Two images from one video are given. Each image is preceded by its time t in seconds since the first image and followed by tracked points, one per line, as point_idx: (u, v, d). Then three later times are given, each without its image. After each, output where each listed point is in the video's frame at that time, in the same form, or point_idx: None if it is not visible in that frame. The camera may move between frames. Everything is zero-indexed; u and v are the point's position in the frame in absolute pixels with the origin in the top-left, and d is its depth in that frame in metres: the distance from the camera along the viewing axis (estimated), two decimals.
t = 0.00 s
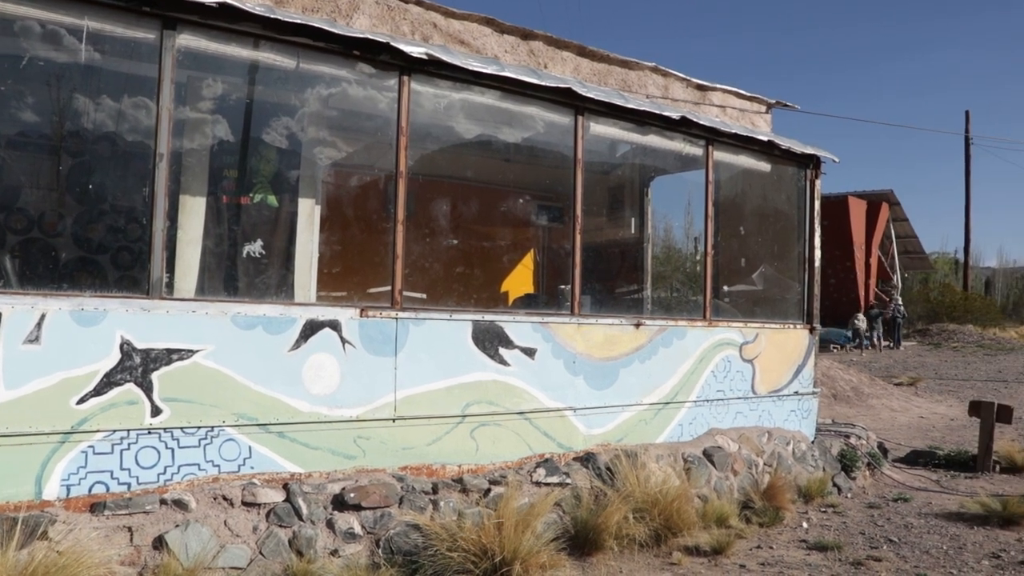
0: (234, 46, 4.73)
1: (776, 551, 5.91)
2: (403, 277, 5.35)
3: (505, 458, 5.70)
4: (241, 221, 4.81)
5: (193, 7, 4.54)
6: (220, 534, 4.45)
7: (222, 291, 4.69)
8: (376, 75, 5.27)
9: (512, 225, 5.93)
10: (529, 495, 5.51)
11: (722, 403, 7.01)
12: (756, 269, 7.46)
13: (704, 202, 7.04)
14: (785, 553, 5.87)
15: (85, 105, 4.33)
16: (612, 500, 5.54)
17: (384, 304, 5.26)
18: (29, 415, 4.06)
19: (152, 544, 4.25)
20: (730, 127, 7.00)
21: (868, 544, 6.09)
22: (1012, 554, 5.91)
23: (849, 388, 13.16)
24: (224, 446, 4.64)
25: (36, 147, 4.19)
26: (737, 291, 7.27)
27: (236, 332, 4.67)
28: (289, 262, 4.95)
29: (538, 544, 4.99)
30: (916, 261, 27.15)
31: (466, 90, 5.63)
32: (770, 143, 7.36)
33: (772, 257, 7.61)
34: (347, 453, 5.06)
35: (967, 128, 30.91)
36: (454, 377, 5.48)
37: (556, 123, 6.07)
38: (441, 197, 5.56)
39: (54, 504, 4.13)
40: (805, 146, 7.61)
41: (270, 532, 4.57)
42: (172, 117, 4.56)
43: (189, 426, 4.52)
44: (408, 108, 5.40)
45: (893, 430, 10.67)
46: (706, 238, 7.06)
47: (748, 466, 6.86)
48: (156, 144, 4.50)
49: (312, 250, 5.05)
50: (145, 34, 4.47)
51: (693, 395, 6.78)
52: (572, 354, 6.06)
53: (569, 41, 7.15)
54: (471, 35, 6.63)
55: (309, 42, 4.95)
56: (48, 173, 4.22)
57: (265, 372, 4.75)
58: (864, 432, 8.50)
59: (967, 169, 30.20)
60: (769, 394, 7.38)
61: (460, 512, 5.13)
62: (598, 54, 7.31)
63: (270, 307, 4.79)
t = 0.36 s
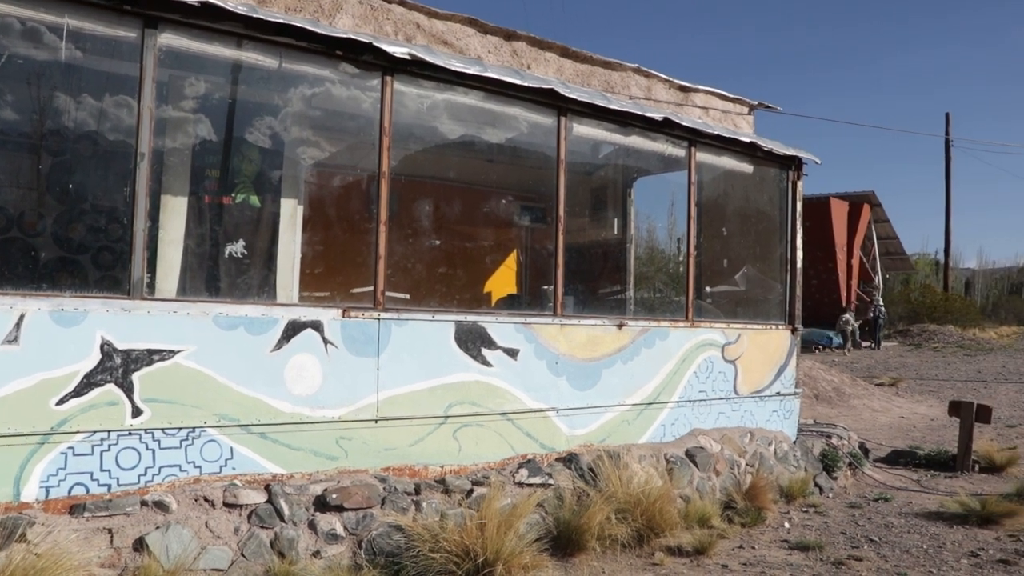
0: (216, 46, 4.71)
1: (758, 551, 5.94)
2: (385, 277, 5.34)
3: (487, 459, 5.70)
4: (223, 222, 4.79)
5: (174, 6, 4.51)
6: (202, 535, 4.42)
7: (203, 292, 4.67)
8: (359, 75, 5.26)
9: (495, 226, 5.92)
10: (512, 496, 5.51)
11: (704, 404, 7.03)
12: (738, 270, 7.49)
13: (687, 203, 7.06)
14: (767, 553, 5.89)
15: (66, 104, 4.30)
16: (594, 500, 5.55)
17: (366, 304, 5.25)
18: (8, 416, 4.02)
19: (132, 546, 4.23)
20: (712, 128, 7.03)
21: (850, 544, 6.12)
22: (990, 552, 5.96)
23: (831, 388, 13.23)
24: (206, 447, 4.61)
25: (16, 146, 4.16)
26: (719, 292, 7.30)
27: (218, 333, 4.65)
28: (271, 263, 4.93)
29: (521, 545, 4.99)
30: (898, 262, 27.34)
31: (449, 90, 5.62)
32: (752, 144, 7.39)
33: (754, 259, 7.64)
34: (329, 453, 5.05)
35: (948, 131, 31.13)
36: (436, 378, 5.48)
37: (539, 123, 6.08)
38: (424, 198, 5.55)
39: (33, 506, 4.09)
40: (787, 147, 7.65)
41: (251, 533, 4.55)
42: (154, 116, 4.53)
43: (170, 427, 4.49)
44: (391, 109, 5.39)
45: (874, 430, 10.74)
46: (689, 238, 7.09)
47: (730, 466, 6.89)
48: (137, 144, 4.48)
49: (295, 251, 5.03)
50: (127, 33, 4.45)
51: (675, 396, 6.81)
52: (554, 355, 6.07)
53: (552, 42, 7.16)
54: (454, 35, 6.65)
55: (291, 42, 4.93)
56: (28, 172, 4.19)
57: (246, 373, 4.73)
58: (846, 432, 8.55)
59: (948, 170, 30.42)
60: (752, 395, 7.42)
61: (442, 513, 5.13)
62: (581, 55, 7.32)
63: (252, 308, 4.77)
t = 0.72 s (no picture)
0: (199, 45, 4.69)
1: (739, 552, 5.97)
2: (367, 278, 5.33)
3: (469, 460, 5.70)
4: (205, 221, 4.77)
5: (156, 4, 4.49)
6: (181, 537, 4.40)
7: (185, 292, 4.65)
8: (342, 76, 5.24)
9: (478, 227, 5.92)
10: (493, 497, 5.51)
11: (686, 406, 7.06)
12: (720, 273, 7.53)
13: (670, 206, 7.08)
14: (747, 554, 5.92)
15: (47, 101, 4.27)
16: (575, 502, 5.56)
17: (348, 305, 5.23)
18: None
19: (111, 547, 4.21)
20: (694, 131, 7.06)
21: (829, 545, 6.17)
22: (967, 553, 6.02)
23: (811, 391, 13.30)
24: (186, 448, 4.59)
25: None
26: (701, 295, 7.33)
27: (198, 333, 4.62)
28: (253, 263, 4.91)
29: (502, 547, 4.99)
30: (879, 265, 27.53)
31: (433, 91, 5.62)
32: (734, 148, 7.42)
33: (736, 261, 7.68)
34: (310, 455, 5.03)
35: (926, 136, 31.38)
36: (418, 379, 5.47)
37: (523, 125, 6.08)
38: (406, 199, 5.55)
39: (10, 507, 4.06)
40: (769, 151, 7.69)
41: (231, 535, 4.54)
42: (135, 115, 4.51)
43: (150, 428, 4.46)
44: (374, 110, 5.38)
45: (854, 432, 10.81)
46: (672, 241, 7.11)
47: (711, 467, 6.92)
48: (119, 142, 4.45)
49: (277, 251, 5.01)
50: (108, 31, 4.42)
51: (657, 398, 6.83)
52: (536, 356, 6.07)
53: (536, 43, 7.17)
54: (438, 36, 6.61)
55: (274, 42, 4.91)
56: (7, 171, 4.14)
57: (227, 374, 4.71)
58: (826, 434, 8.60)
59: (929, 174, 30.65)
60: (733, 397, 7.45)
61: (423, 514, 5.12)
62: (565, 57, 7.31)
63: (233, 308, 4.75)
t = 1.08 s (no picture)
0: (183, 44, 4.67)
1: (722, 554, 6.01)
2: (351, 280, 5.32)
3: (451, 462, 5.70)
4: (188, 222, 4.75)
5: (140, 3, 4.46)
6: (162, 538, 4.38)
7: (168, 292, 4.63)
8: (327, 77, 5.23)
9: (462, 229, 5.92)
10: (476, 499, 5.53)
11: (669, 408, 7.08)
12: (704, 275, 7.56)
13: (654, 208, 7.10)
14: (730, 556, 5.95)
15: (29, 100, 4.24)
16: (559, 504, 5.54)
17: (332, 307, 5.22)
18: None
19: (91, 550, 4.20)
20: (679, 134, 7.08)
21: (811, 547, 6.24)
22: (947, 555, 6.07)
23: (794, 393, 13.35)
24: (168, 449, 4.57)
25: None
26: (684, 297, 7.36)
27: (181, 333, 4.61)
28: (236, 264, 4.90)
29: (485, 549, 4.96)
30: (863, 268, 27.69)
31: (418, 93, 5.62)
32: (718, 151, 7.45)
33: (720, 264, 7.71)
34: (293, 456, 5.02)
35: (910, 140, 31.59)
36: (401, 381, 5.46)
37: (508, 127, 6.09)
38: (391, 200, 5.54)
39: None
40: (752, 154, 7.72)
41: (213, 537, 4.52)
42: (119, 114, 4.48)
43: (132, 429, 4.44)
44: (358, 111, 5.37)
45: (836, 434, 10.86)
46: (656, 244, 7.13)
47: (694, 470, 6.94)
48: (101, 141, 4.42)
49: (260, 252, 5.00)
50: (91, 29, 4.39)
51: (641, 400, 6.84)
52: (519, 358, 6.08)
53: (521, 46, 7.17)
54: (423, 37, 6.60)
55: (259, 42, 4.90)
56: None
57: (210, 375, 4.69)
58: (809, 436, 8.64)
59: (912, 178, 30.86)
60: (716, 399, 7.47)
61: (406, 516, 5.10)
62: (551, 59, 7.32)
63: (217, 309, 4.73)
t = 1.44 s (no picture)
0: (165, 45, 4.64)
1: (703, 556, 6.01)
2: (333, 282, 5.31)
3: (434, 464, 5.70)
4: (169, 224, 4.72)
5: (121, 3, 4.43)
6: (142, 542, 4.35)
7: (148, 294, 4.60)
8: (309, 78, 5.21)
9: (445, 231, 5.92)
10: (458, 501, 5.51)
11: (651, 411, 7.10)
12: (686, 278, 7.58)
13: (637, 211, 7.12)
14: (711, 558, 5.96)
15: (8, 99, 4.19)
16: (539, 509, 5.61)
17: (313, 309, 5.21)
18: None
19: (69, 554, 4.11)
20: (661, 137, 7.10)
21: (792, 549, 6.26)
22: (927, 556, 6.12)
23: (776, 396, 13.42)
24: (148, 452, 4.55)
25: None
26: (666, 300, 7.39)
27: (162, 336, 4.58)
28: (218, 266, 4.88)
29: (467, 551, 4.99)
30: (844, 271, 27.88)
31: (401, 95, 5.61)
32: (700, 154, 7.48)
33: (702, 267, 7.74)
34: (274, 459, 5.01)
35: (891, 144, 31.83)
36: (383, 383, 5.46)
37: (491, 130, 6.09)
38: (373, 202, 5.52)
39: None
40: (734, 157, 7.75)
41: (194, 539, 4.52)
42: (99, 115, 4.45)
43: (111, 432, 4.41)
44: (340, 113, 5.36)
45: (816, 437, 10.93)
46: (638, 247, 7.15)
47: (676, 472, 6.96)
48: (81, 142, 4.39)
49: (242, 253, 4.98)
50: (71, 29, 4.36)
51: (622, 403, 6.86)
52: (501, 361, 6.08)
53: (504, 48, 7.18)
54: (406, 40, 6.60)
55: (241, 43, 4.88)
56: None
57: (191, 377, 4.66)
58: (790, 439, 8.68)
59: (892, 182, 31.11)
60: (698, 402, 7.50)
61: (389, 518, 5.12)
62: (533, 62, 7.34)
63: (198, 311, 4.71)
